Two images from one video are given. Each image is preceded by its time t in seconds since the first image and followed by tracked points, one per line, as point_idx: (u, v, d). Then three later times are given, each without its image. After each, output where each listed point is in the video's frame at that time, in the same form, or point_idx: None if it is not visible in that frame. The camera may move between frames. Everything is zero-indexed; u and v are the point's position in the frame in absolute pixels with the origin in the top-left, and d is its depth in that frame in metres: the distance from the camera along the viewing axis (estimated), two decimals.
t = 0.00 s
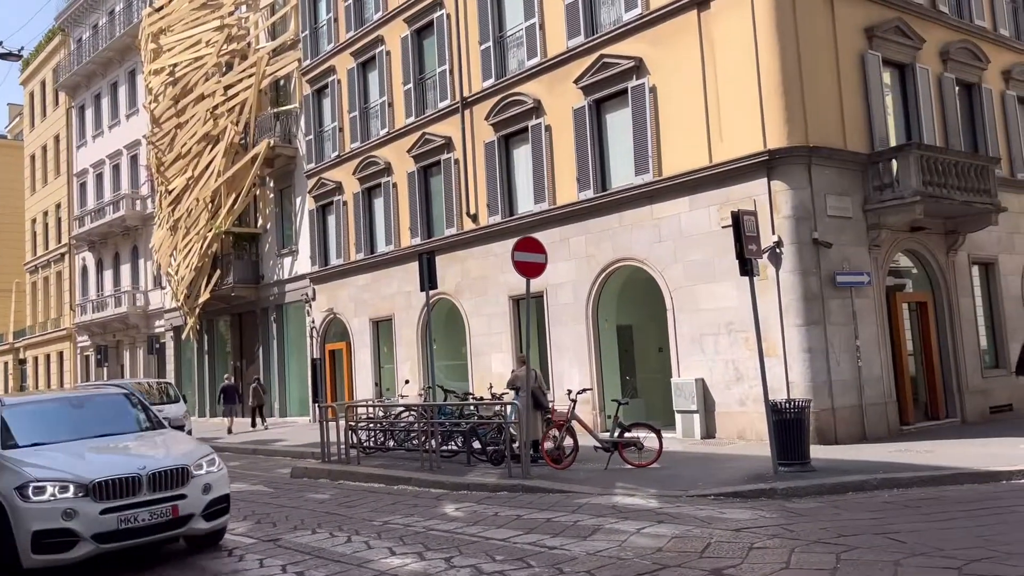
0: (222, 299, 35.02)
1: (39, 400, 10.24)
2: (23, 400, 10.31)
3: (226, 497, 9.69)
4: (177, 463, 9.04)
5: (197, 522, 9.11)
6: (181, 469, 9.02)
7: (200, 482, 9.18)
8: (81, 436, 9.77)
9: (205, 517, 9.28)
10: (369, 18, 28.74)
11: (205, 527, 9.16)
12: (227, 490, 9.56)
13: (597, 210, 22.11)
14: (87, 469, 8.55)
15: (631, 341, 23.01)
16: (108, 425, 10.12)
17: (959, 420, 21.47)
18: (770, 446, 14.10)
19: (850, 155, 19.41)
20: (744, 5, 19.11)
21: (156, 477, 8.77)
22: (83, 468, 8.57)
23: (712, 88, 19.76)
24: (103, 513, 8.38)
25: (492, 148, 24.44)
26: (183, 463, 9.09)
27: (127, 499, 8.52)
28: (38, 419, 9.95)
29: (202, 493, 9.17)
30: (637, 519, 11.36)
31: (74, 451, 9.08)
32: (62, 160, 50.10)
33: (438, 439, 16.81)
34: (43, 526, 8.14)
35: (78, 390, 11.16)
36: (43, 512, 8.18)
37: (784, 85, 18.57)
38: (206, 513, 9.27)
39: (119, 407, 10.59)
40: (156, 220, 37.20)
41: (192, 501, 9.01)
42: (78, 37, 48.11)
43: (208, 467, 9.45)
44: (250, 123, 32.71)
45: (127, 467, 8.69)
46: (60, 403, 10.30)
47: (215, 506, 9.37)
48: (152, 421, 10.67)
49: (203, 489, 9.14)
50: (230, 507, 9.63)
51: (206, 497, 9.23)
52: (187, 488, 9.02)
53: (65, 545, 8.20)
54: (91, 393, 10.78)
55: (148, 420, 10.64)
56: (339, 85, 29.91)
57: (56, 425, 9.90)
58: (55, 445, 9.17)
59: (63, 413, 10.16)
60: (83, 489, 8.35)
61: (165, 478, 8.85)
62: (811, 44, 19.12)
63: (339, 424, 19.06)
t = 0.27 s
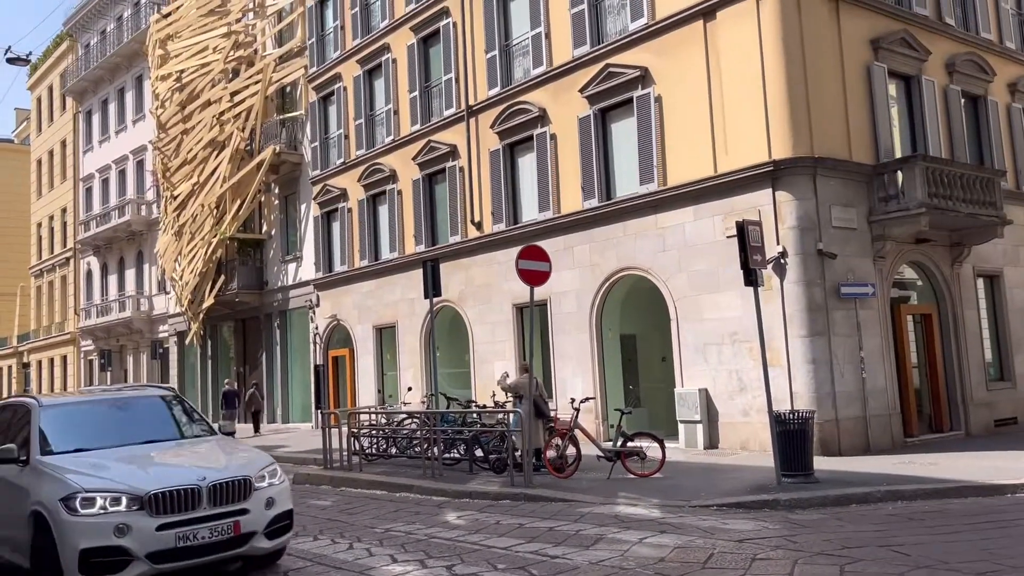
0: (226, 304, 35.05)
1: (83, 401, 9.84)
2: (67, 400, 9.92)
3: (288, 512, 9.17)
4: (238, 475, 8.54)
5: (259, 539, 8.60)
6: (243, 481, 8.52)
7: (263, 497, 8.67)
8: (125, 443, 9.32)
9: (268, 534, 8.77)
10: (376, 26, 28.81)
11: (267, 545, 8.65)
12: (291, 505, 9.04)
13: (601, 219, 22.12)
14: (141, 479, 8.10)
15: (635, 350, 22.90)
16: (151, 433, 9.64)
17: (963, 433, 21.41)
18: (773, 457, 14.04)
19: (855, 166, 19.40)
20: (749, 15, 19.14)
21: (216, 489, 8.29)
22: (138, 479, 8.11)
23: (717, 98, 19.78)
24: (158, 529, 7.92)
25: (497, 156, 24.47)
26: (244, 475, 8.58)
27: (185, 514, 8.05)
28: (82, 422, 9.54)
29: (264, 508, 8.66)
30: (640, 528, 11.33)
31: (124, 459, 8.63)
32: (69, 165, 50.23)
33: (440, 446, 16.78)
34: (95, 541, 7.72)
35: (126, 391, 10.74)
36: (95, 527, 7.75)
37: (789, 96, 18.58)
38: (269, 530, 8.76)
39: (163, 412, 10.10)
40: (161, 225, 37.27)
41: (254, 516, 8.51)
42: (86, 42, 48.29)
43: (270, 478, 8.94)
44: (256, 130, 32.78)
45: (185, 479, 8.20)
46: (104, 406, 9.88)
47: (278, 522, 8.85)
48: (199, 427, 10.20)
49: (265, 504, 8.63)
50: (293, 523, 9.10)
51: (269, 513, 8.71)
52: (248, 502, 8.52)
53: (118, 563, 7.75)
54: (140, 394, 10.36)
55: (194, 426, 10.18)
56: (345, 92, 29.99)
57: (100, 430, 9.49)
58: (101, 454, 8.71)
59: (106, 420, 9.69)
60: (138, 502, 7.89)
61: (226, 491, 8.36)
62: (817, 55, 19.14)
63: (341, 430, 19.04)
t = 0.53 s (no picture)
0: (238, 314, 35.18)
1: (144, 407, 8.71)
2: (125, 406, 8.79)
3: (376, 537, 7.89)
4: (323, 493, 7.28)
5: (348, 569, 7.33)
6: (330, 501, 7.26)
7: (350, 519, 7.41)
8: (190, 457, 8.14)
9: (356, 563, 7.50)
10: (390, 39, 28.97)
11: None
12: (379, 529, 7.75)
13: (613, 231, 22.12)
14: (216, 497, 6.89)
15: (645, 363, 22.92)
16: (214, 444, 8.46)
17: (976, 449, 21.26)
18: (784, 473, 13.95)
19: (868, 181, 19.35)
20: (762, 30, 19.16)
21: (301, 511, 7.04)
22: (210, 497, 6.89)
23: (730, 111, 19.78)
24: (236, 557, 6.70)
25: (508, 169, 24.53)
26: (330, 493, 7.34)
27: (266, 540, 6.81)
28: (140, 432, 8.40)
29: (352, 532, 7.39)
30: (650, 543, 11.27)
31: (193, 475, 7.42)
32: (84, 174, 50.65)
33: (450, 458, 16.76)
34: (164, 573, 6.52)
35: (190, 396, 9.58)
36: (165, 555, 6.54)
37: (802, 110, 18.57)
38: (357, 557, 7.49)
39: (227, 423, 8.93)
40: (174, 235, 37.46)
41: (342, 542, 7.24)
42: (102, 53, 48.74)
43: (358, 497, 7.67)
44: (270, 141, 32.97)
45: (265, 497, 6.97)
46: (165, 412, 8.73)
47: (366, 549, 7.58)
48: (270, 439, 8.98)
49: (354, 527, 7.37)
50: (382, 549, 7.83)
51: (358, 538, 7.45)
52: (336, 525, 7.26)
53: None
54: (204, 400, 9.20)
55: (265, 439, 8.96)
56: (359, 104, 30.14)
57: (160, 440, 8.32)
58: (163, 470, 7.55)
59: (166, 428, 8.55)
60: (213, 526, 6.68)
61: (312, 512, 7.11)
62: (829, 69, 19.14)
63: (351, 442, 19.05)
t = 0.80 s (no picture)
0: (256, 327, 35.36)
1: (225, 416, 7.70)
2: (204, 415, 7.78)
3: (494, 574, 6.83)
4: (444, 523, 6.26)
5: None
6: (453, 532, 6.25)
7: (473, 553, 6.37)
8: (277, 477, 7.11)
9: None
10: (409, 55, 29.20)
11: None
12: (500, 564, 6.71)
13: (630, 247, 22.11)
14: (326, 528, 5.85)
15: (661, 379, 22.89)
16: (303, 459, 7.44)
17: (998, 470, 20.97)
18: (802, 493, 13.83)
19: (887, 198, 19.26)
20: (780, 47, 19.18)
21: (421, 544, 6.00)
22: (320, 527, 5.86)
23: (748, 128, 19.77)
24: None
25: (526, 184, 24.60)
26: (452, 522, 6.32)
27: None
28: (220, 444, 7.38)
29: (475, 569, 6.36)
30: (665, 561, 11.20)
31: (291, 500, 6.37)
32: (107, 187, 51.25)
33: (465, 473, 16.74)
34: None
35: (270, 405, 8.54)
36: None
37: (820, 127, 18.54)
38: None
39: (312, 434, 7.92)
40: (194, 248, 37.79)
41: None
42: (126, 68, 49.41)
43: (478, 528, 6.63)
44: (290, 155, 33.26)
45: (384, 527, 5.94)
46: (249, 424, 7.71)
47: None
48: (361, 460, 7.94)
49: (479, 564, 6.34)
50: None
51: None
52: (458, 561, 6.23)
53: None
54: (289, 411, 8.16)
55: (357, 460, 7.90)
56: (378, 119, 30.36)
57: (242, 455, 7.29)
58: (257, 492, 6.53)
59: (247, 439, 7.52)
60: (326, 562, 5.64)
61: (434, 546, 6.08)
62: (848, 86, 19.10)
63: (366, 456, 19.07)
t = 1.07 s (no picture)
0: (276, 340, 35.51)
1: (322, 428, 6.86)
2: (300, 425, 6.94)
3: None
4: (615, 557, 5.16)
5: None
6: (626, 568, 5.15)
7: None
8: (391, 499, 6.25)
9: None
10: (429, 71, 29.39)
11: None
12: None
13: (649, 263, 22.06)
14: (478, 560, 4.84)
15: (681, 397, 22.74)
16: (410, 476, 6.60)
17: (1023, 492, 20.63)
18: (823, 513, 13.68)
19: (909, 216, 19.12)
20: (801, 64, 19.15)
21: None
22: (469, 561, 4.82)
23: (768, 144, 19.72)
24: None
25: (545, 200, 24.63)
26: (624, 556, 5.22)
27: None
28: (322, 458, 6.53)
29: None
30: None
31: (424, 526, 5.49)
32: (130, 200, 51.83)
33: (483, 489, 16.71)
34: None
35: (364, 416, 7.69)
36: None
37: (842, 144, 18.47)
38: None
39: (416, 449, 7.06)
40: (215, 261, 38.07)
41: None
42: (151, 84, 50.07)
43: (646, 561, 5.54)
44: (311, 170, 33.48)
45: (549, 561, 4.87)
46: (352, 436, 6.86)
47: None
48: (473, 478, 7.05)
49: None
50: None
51: None
52: None
53: None
54: (389, 420, 7.32)
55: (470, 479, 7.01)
56: (398, 134, 30.54)
57: (345, 470, 6.47)
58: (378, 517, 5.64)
59: (351, 453, 6.67)
60: None
61: None
62: (870, 103, 19.03)
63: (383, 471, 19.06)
